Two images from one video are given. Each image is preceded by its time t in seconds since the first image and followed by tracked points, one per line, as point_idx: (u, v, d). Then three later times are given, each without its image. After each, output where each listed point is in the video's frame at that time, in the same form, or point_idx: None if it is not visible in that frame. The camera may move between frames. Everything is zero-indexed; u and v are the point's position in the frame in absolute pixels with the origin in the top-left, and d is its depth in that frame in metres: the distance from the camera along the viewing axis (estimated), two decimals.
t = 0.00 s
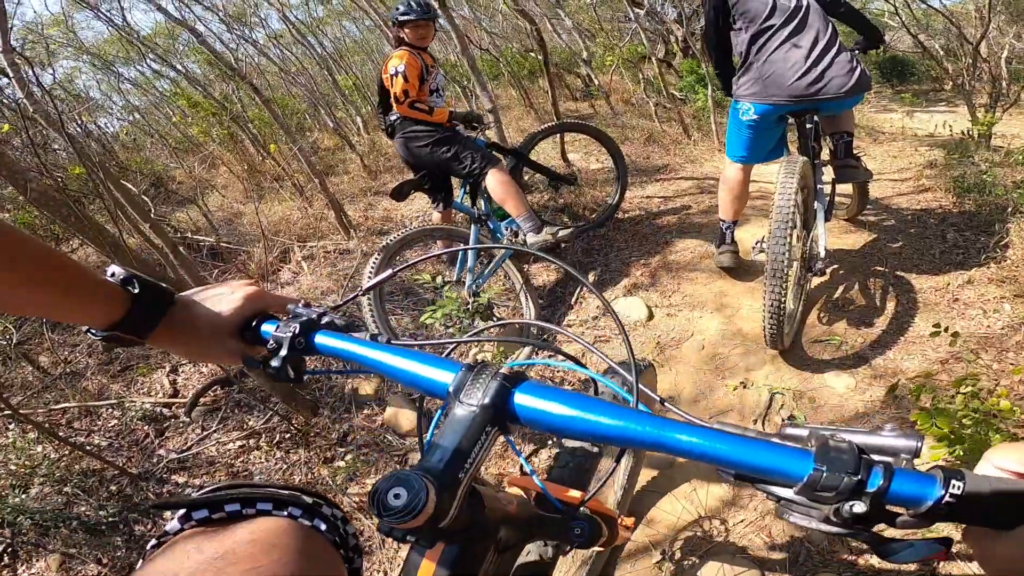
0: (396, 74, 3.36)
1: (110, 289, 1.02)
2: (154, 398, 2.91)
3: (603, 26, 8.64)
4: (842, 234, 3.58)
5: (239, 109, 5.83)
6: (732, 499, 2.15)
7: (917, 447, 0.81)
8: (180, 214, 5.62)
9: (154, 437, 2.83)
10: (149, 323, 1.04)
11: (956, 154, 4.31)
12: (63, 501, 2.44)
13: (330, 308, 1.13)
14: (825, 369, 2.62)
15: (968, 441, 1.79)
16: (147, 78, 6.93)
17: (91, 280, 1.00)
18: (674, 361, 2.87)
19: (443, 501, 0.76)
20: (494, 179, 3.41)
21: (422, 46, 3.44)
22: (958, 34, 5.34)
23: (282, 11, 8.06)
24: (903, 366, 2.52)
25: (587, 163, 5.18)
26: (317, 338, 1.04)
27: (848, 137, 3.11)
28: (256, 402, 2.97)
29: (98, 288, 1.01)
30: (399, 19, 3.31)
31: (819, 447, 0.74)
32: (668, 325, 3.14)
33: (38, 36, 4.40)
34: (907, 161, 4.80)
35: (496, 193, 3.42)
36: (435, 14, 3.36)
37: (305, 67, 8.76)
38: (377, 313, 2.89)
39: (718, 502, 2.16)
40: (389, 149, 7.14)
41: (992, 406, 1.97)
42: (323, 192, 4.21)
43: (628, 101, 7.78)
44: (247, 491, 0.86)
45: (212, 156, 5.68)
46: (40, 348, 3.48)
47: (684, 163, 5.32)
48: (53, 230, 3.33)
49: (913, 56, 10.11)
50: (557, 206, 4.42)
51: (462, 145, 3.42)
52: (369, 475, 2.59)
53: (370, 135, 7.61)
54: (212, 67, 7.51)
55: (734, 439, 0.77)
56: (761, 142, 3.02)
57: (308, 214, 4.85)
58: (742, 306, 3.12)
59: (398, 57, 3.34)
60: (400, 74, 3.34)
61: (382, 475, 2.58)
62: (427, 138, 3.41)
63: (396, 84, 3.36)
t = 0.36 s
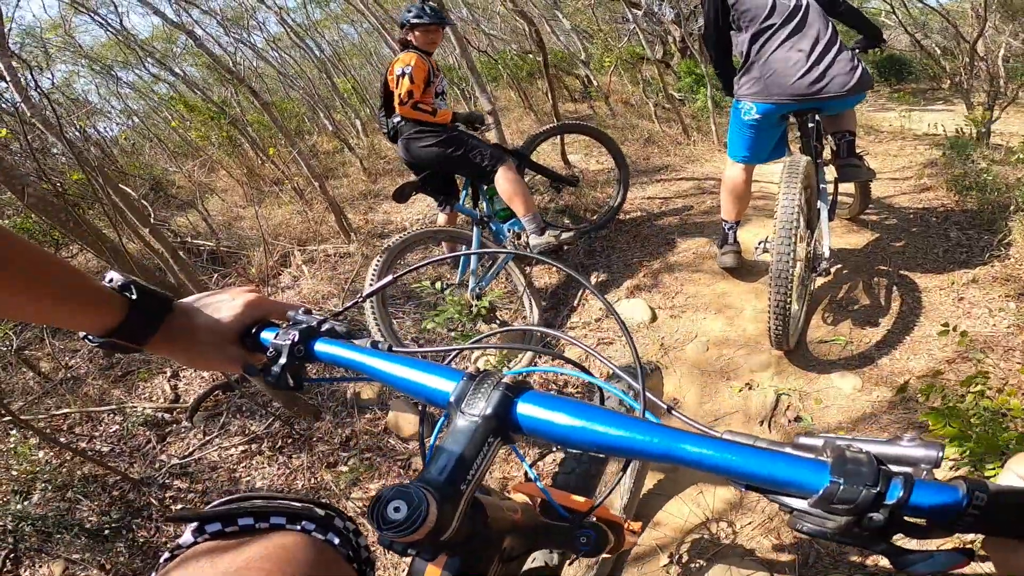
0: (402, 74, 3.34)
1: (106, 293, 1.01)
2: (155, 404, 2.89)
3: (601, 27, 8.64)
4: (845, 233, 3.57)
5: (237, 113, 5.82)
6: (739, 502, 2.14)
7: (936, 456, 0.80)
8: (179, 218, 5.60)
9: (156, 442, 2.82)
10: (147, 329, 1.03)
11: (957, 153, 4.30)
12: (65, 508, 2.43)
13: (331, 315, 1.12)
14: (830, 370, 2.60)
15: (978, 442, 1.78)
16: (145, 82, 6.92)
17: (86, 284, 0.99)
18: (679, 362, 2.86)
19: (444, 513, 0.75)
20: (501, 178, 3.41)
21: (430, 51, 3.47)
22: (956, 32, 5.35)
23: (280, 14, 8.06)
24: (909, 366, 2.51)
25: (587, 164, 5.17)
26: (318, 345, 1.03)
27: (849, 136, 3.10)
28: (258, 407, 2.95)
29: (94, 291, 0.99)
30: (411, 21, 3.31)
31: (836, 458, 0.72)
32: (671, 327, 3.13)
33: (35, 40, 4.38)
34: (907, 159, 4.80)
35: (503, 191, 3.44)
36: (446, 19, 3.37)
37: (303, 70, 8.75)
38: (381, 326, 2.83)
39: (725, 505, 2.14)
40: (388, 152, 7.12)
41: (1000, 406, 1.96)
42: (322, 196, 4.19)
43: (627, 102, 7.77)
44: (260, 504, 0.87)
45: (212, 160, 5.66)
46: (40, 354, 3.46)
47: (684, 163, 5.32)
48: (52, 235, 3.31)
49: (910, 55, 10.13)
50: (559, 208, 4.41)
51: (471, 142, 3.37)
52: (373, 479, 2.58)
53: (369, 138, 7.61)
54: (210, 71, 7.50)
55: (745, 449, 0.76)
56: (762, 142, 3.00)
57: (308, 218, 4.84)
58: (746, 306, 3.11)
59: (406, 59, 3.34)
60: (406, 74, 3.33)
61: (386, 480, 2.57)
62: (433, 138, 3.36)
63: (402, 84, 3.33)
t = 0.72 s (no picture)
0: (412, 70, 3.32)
1: (105, 300, 0.99)
2: (157, 409, 2.88)
3: (598, 28, 8.66)
4: (845, 232, 3.57)
5: (236, 116, 5.81)
6: (743, 503, 2.13)
7: (942, 455, 0.80)
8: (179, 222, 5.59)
9: (158, 447, 2.81)
10: (146, 336, 1.02)
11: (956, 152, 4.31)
12: (67, 513, 2.41)
13: (331, 320, 1.11)
14: (833, 370, 2.60)
15: (983, 442, 1.77)
16: (144, 87, 6.91)
17: (86, 291, 0.97)
18: (681, 363, 2.86)
19: (445, 517, 0.75)
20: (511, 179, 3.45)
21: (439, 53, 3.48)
22: (952, 31, 5.36)
23: (278, 18, 8.06)
24: (912, 365, 2.51)
25: (586, 166, 5.17)
26: (317, 350, 1.02)
27: (851, 135, 3.10)
28: (260, 411, 2.94)
29: (94, 298, 0.98)
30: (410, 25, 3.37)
31: (841, 459, 0.71)
32: (673, 327, 3.12)
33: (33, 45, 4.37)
34: (906, 158, 4.80)
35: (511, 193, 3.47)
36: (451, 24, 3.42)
37: (301, 73, 8.75)
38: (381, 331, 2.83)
39: (729, 505, 2.13)
40: (388, 155, 7.12)
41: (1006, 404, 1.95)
42: (322, 199, 4.19)
43: (626, 103, 7.78)
44: (267, 508, 0.85)
45: (211, 164, 5.65)
46: (42, 359, 3.45)
47: (684, 164, 5.31)
48: (53, 240, 3.30)
49: (907, 53, 10.15)
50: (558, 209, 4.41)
51: (477, 143, 3.39)
52: (375, 483, 2.56)
53: (368, 141, 7.60)
54: (208, 76, 7.50)
55: (749, 452, 0.74)
56: (762, 142, 3.00)
57: (308, 221, 4.83)
58: (747, 307, 3.10)
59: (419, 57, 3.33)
60: (416, 72, 3.31)
61: (389, 483, 2.56)
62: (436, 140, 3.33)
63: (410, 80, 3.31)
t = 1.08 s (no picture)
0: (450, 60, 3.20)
1: (102, 304, 1.00)
2: (160, 413, 2.88)
3: (596, 30, 8.66)
4: (845, 231, 3.57)
5: (235, 120, 5.81)
6: (747, 502, 2.12)
7: (956, 458, 0.82)
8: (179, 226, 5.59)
9: (161, 450, 2.80)
10: (145, 341, 1.01)
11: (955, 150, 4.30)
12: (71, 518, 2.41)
13: (332, 324, 1.11)
14: (835, 369, 2.59)
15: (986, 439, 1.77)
16: (142, 91, 6.91)
17: (83, 296, 0.98)
18: (683, 363, 2.86)
19: (453, 524, 0.74)
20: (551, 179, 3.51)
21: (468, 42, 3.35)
22: (949, 29, 5.37)
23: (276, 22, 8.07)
24: (914, 363, 2.50)
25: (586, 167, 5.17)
26: (319, 355, 1.02)
27: (850, 134, 3.11)
28: (263, 414, 2.94)
29: (91, 304, 0.98)
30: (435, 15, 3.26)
31: (856, 462, 0.72)
32: (674, 327, 3.12)
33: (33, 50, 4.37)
34: (905, 155, 4.80)
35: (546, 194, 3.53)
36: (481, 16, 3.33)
37: (300, 77, 8.75)
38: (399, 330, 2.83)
39: (733, 505, 2.13)
40: (387, 158, 7.13)
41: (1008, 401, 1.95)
42: (322, 202, 4.19)
43: (624, 103, 7.77)
44: (278, 510, 0.85)
45: (210, 168, 5.65)
46: (45, 365, 3.45)
47: (683, 163, 5.31)
48: (53, 245, 3.30)
49: (903, 52, 10.16)
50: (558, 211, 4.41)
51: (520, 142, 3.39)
52: (378, 485, 2.56)
53: (367, 144, 7.61)
54: (207, 80, 7.50)
55: (759, 456, 0.74)
56: (761, 141, 2.99)
57: (308, 225, 4.83)
58: (748, 306, 3.10)
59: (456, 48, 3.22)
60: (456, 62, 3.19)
61: (391, 485, 2.55)
62: (484, 136, 3.28)
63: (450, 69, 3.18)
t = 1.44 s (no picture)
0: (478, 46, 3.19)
1: (93, 310, 0.99)
2: (162, 418, 2.88)
3: (591, 30, 8.67)
4: (843, 227, 3.56)
5: (233, 125, 5.82)
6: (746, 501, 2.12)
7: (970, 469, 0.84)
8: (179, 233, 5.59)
9: (164, 456, 2.81)
10: (141, 347, 1.02)
11: (950, 145, 4.30)
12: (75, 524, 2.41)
13: (329, 330, 1.10)
14: (834, 366, 2.59)
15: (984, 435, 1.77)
16: (140, 98, 6.92)
17: (74, 304, 0.98)
18: (682, 362, 2.85)
19: (459, 537, 0.72)
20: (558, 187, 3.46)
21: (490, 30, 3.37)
22: (944, 24, 5.36)
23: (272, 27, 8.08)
24: (913, 359, 2.50)
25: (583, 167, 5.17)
26: (317, 363, 1.01)
27: (843, 130, 3.11)
28: (264, 419, 2.94)
29: (83, 310, 0.98)
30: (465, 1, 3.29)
31: (874, 473, 0.73)
32: (673, 326, 3.12)
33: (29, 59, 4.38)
34: (902, 150, 4.79)
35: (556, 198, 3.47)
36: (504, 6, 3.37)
37: (297, 82, 8.76)
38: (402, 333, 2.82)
39: (733, 503, 2.13)
40: (385, 161, 7.12)
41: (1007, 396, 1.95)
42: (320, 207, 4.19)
43: (621, 102, 7.77)
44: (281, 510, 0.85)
45: (209, 174, 5.66)
46: (48, 372, 3.45)
47: (680, 162, 5.31)
48: (54, 254, 3.30)
49: (899, 47, 10.14)
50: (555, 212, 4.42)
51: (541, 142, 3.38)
52: (378, 488, 2.56)
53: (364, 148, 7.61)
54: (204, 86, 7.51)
55: (772, 466, 0.74)
56: (755, 138, 2.99)
57: (307, 230, 4.83)
58: (747, 304, 3.10)
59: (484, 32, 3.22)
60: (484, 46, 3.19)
61: (391, 488, 2.55)
62: (505, 132, 3.28)
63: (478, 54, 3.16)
